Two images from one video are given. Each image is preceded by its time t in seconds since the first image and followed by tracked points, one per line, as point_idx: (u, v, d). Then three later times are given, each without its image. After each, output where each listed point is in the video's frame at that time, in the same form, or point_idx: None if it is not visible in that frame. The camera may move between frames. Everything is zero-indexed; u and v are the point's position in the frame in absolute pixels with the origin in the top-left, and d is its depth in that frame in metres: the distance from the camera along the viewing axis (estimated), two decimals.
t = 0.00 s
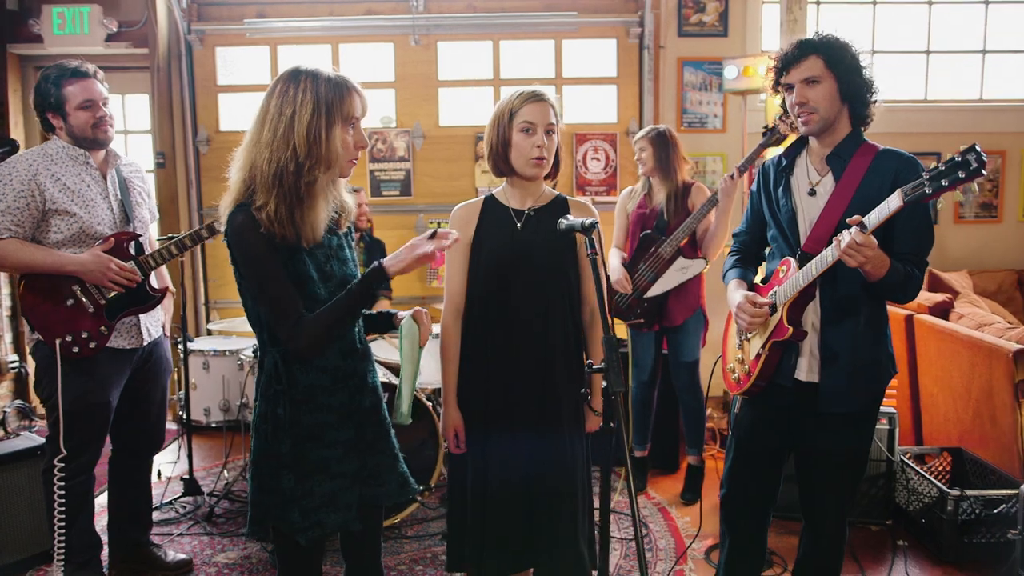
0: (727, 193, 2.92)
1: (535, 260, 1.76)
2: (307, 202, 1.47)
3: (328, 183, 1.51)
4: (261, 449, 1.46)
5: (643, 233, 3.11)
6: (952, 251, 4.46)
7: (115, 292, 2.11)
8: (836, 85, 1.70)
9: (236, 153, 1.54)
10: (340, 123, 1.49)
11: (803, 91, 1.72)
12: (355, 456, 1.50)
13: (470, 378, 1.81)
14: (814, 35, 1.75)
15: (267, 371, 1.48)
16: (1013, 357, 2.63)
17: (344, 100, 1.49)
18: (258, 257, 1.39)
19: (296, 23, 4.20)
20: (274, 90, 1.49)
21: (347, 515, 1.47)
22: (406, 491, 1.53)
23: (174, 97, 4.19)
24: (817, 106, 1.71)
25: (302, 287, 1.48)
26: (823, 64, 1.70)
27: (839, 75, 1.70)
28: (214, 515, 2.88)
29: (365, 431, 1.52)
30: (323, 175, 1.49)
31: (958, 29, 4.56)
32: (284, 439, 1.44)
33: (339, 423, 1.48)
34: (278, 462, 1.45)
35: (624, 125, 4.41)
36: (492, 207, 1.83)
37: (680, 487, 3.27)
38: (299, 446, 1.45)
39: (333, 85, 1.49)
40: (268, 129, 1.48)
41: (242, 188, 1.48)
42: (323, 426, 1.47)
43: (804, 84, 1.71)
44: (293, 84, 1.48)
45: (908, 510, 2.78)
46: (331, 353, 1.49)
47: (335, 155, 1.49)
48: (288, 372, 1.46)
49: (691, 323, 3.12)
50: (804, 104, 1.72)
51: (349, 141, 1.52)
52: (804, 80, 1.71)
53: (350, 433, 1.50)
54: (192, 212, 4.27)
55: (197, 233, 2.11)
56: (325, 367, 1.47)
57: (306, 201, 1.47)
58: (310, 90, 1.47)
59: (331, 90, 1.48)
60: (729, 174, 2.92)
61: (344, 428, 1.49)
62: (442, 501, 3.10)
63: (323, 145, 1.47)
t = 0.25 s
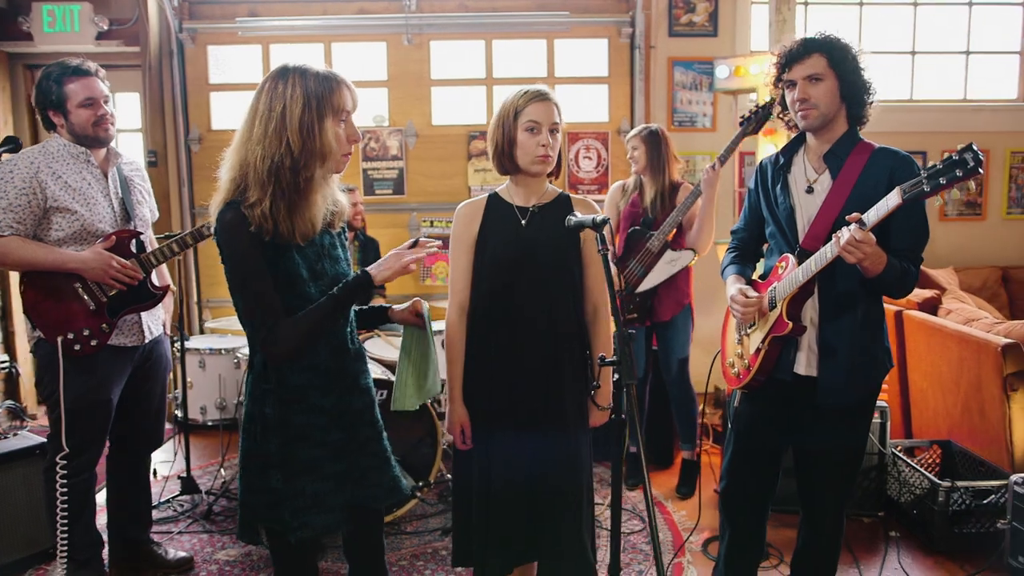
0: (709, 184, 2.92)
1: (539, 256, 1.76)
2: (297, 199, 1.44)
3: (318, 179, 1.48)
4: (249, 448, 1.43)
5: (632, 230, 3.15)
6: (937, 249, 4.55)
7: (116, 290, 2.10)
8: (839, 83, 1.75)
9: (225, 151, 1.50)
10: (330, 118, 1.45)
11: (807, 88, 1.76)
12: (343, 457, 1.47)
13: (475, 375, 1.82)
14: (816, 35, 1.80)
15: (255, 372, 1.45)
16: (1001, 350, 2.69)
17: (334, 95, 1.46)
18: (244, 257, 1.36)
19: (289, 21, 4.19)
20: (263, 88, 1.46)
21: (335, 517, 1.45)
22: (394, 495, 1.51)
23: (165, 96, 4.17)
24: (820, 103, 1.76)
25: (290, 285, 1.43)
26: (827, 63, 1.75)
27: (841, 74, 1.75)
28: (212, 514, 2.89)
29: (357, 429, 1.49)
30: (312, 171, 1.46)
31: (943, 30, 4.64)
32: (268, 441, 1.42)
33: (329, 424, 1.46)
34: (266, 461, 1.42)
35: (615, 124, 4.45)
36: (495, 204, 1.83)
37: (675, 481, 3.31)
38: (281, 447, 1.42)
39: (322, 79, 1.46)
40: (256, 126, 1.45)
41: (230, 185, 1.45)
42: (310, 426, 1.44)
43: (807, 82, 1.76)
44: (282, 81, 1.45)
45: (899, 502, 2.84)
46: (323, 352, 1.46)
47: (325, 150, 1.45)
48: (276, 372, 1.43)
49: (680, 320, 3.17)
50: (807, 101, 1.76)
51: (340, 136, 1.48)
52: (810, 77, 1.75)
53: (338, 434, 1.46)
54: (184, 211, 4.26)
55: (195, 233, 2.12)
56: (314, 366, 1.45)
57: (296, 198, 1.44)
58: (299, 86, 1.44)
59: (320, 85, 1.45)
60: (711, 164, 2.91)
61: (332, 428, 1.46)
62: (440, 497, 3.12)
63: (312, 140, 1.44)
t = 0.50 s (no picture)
0: (698, 183, 2.94)
1: (546, 254, 1.78)
2: (289, 195, 1.36)
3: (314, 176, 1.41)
4: (239, 448, 1.36)
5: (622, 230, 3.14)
6: (929, 247, 4.61)
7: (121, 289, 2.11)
8: (839, 85, 1.79)
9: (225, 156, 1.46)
10: (327, 115, 1.40)
11: (810, 89, 1.79)
12: (337, 459, 1.40)
13: (483, 372, 1.84)
14: (818, 36, 1.83)
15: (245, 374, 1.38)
16: (995, 347, 2.74)
17: (331, 92, 1.40)
18: (237, 259, 1.30)
19: (286, 21, 4.19)
20: (259, 90, 1.42)
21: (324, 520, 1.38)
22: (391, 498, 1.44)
23: (162, 96, 4.18)
24: (823, 104, 1.79)
25: (283, 287, 1.36)
26: (829, 64, 1.78)
27: (841, 76, 1.79)
28: (214, 512, 2.90)
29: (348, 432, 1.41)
30: (307, 168, 1.38)
31: (933, 32, 4.70)
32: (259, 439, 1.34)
33: (322, 426, 1.38)
34: (256, 459, 1.35)
35: (611, 124, 4.47)
36: (501, 203, 1.84)
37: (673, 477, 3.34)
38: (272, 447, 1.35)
39: (318, 77, 1.40)
40: (253, 127, 1.40)
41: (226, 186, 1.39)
42: (301, 428, 1.37)
43: (809, 83, 1.79)
44: (277, 82, 1.40)
45: (895, 496, 2.89)
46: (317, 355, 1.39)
47: (324, 147, 1.39)
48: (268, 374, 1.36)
49: (669, 319, 3.17)
50: (810, 101, 1.80)
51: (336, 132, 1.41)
52: (812, 78, 1.78)
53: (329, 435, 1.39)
54: (182, 211, 4.26)
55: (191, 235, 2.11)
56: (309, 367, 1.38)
57: (289, 195, 1.36)
58: (294, 85, 1.38)
59: (316, 83, 1.39)
60: (699, 163, 2.92)
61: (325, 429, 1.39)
62: (441, 494, 3.14)
63: (308, 136, 1.38)
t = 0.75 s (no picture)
0: (695, 192, 2.96)
1: (549, 254, 1.79)
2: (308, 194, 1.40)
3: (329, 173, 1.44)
4: (248, 447, 1.39)
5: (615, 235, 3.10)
6: (923, 248, 4.65)
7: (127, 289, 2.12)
8: (839, 88, 1.82)
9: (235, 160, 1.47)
10: (335, 113, 1.42)
11: (809, 92, 1.82)
12: (337, 459, 1.41)
13: (487, 373, 1.85)
14: (818, 39, 1.86)
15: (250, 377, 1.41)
16: (990, 345, 2.78)
17: (337, 91, 1.42)
18: (247, 261, 1.33)
19: (286, 22, 4.20)
20: (265, 93, 1.44)
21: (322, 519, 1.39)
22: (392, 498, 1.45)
23: (162, 97, 4.19)
24: (822, 108, 1.82)
25: (292, 289, 1.38)
26: (829, 68, 1.81)
27: (840, 80, 1.82)
28: (217, 511, 2.92)
29: (351, 431, 1.43)
30: (322, 166, 1.42)
31: (928, 34, 4.75)
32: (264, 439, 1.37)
33: (322, 426, 1.40)
34: (261, 457, 1.37)
35: (609, 126, 4.50)
36: (504, 204, 1.85)
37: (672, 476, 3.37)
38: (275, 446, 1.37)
39: (323, 77, 1.42)
40: (261, 132, 1.42)
41: (238, 192, 1.41)
42: (305, 428, 1.39)
43: (809, 87, 1.82)
44: (283, 84, 1.42)
45: (892, 494, 2.93)
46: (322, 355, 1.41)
47: (334, 145, 1.42)
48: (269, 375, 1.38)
49: (665, 319, 3.18)
50: (810, 105, 1.83)
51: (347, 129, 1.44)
52: (812, 81, 1.81)
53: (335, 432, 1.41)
54: (181, 212, 4.27)
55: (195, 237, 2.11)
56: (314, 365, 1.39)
57: (308, 195, 1.40)
58: (301, 85, 1.40)
59: (323, 83, 1.41)
60: (697, 173, 2.93)
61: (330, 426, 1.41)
62: (442, 494, 3.16)
63: (320, 136, 1.40)
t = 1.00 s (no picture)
0: (693, 193, 2.97)
1: (549, 252, 1.80)
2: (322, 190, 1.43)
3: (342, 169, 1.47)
4: (257, 441, 1.42)
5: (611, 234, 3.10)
6: (918, 246, 4.69)
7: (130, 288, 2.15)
8: (832, 89, 1.85)
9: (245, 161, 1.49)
10: (344, 110, 1.45)
11: (803, 94, 1.85)
12: (352, 448, 1.46)
13: (486, 370, 1.86)
14: (811, 41, 1.89)
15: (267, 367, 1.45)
16: (982, 342, 2.82)
17: (346, 88, 1.45)
18: (264, 259, 1.36)
19: (284, 23, 4.22)
20: (274, 93, 1.46)
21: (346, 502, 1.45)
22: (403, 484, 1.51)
23: (160, 97, 4.20)
24: (815, 109, 1.85)
25: (308, 283, 1.41)
26: (821, 70, 1.85)
27: (834, 80, 1.85)
28: (218, 508, 2.95)
29: (370, 420, 1.48)
30: (336, 163, 1.45)
31: (922, 34, 4.78)
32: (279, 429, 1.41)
33: (330, 420, 1.44)
34: (280, 447, 1.41)
35: (606, 125, 4.53)
36: (502, 203, 1.86)
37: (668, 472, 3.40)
38: (291, 434, 1.42)
39: (332, 76, 1.45)
40: (271, 132, 1.45)
41: (252, 193, 1.44)
42: (325, 418, 1.43)
43: (803, 88, 1.85)
44: (292, 85, 1.44)
45: (886, 489, 2.97)
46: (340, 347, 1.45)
47: (347, 142, 1.46)
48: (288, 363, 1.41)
49: (662, 319, 3.21)
50: (803, 106, 1.86)
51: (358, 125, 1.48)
52: (805, 83, 1.84)
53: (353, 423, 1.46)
54: (180, 212, 4.28)
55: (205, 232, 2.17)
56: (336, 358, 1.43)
57: (322, 190, 1.43)
58: (311, 85, 1.43)
59: (333, 82, 1.44)
60: (694, 175, 2.95)
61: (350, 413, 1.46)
62: (442, 490, 3.19)
63: (331, 133, 1.44)
